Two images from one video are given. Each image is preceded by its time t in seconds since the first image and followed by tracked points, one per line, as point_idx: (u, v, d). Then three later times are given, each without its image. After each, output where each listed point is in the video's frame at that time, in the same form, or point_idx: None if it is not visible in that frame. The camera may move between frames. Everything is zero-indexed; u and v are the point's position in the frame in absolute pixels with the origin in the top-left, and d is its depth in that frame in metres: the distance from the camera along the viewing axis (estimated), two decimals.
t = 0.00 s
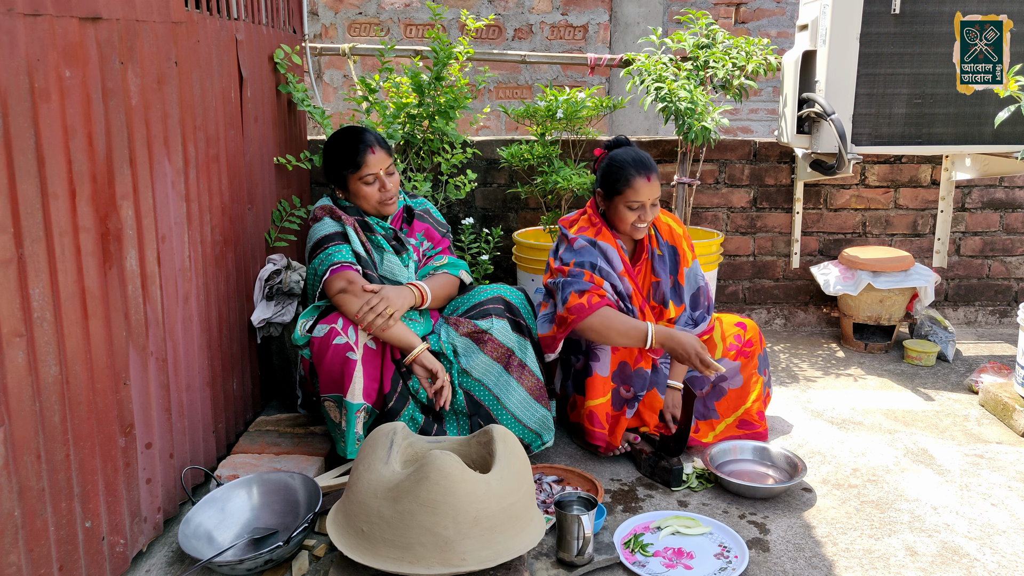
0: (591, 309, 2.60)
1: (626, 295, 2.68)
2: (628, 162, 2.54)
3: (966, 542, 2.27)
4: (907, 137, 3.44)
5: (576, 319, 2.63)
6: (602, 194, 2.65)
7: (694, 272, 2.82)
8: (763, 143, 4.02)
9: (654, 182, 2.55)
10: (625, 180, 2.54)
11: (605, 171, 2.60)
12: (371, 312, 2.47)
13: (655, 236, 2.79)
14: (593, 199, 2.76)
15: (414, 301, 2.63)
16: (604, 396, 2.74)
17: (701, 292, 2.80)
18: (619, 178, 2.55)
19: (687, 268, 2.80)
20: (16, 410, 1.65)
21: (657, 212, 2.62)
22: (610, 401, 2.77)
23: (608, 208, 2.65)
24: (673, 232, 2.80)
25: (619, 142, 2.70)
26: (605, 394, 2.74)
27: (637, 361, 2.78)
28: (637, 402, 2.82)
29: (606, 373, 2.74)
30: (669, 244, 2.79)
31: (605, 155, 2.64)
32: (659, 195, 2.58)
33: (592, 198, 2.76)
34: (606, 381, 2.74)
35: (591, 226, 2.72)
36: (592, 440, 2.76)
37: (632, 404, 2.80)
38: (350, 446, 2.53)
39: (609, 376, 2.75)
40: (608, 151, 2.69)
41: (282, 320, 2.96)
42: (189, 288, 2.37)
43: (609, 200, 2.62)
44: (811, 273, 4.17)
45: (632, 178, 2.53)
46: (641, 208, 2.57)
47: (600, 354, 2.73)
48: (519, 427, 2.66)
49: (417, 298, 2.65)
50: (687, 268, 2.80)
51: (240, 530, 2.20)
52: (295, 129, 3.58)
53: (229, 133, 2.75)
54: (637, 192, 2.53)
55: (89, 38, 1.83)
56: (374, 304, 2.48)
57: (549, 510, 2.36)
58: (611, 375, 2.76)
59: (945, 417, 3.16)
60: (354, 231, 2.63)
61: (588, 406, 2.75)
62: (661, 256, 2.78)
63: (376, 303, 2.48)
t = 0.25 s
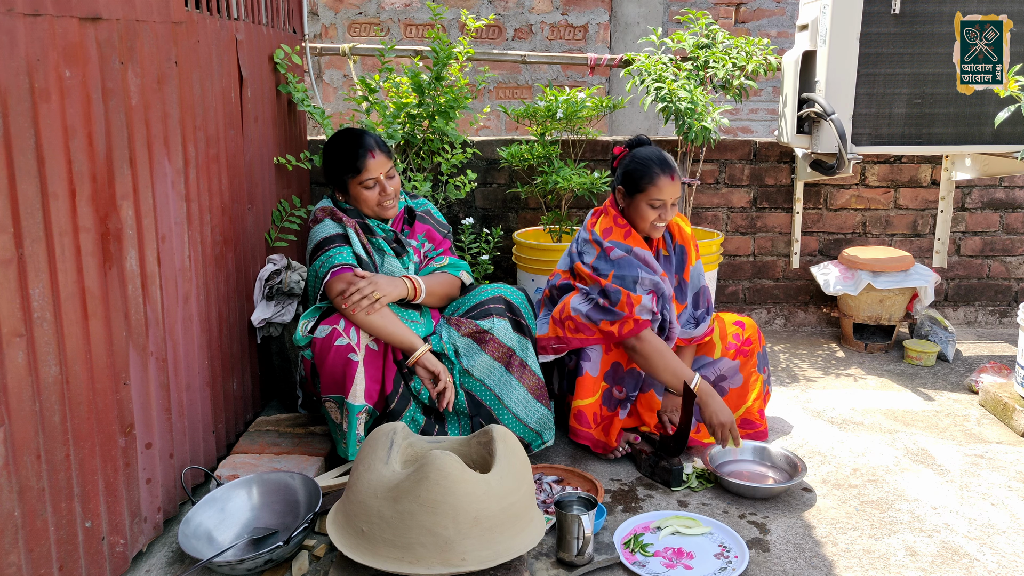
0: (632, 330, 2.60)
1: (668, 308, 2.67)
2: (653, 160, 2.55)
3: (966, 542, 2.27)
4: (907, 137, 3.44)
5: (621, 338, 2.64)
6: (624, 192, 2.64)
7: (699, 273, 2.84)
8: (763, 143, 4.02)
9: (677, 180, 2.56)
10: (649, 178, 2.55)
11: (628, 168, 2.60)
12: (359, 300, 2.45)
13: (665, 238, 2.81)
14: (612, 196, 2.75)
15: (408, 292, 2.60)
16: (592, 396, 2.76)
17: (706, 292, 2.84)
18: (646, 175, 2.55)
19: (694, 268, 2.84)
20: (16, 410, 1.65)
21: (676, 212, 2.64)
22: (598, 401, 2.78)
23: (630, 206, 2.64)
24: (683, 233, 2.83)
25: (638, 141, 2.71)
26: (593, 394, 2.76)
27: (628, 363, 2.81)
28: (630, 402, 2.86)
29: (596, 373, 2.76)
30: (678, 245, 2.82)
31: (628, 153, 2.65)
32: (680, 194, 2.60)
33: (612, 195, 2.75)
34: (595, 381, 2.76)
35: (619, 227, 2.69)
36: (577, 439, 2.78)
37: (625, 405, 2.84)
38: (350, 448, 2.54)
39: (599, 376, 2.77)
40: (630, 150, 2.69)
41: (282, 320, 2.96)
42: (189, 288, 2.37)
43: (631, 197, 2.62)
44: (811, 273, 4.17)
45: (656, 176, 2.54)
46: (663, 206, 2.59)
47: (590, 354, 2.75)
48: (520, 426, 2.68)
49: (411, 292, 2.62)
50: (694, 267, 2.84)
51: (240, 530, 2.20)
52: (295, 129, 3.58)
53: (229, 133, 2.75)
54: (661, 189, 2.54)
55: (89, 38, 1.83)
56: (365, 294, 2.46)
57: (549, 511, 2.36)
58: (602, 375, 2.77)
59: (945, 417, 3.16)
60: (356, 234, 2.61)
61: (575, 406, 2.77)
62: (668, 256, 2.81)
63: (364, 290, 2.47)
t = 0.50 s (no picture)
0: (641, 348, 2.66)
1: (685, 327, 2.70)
2: (675, 168, 2.55)
3: (966, 542, 2.27)
4: (907, 137, 3.44)
5: (633, 354, 2.73)
6: (645, 199, 2.63)
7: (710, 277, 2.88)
8: (763, 143, 4.02)
9: (699, 188, 2.55)
10: (672, 186, 2.54)
11: (651, 174, 2.59)
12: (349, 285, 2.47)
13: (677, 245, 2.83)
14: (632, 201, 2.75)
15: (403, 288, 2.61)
16: (592, 396, 2.75)
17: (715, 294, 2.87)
18: (669, 183, 2.54)
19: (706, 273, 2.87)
20: (16, 410, 1.65)
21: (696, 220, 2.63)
22: (599, 402, 2.78)
23: (650, 214, 2.64)
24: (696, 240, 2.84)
25: (662, 147, 2.69)
26: (594, 394, 2.76)
27: (630, 363, 2.80)
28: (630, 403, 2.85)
29: (598, 373, 2.76)
30: (690, 250, 2.84)
31: (651, 160, 2.63)
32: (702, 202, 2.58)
33: (630, 202, 2.75)
34: (597, 381, 2.76)
35: (635, 243, 2.72)
36: (577, 439, 2.78)
37: (625, 405, 2.83)
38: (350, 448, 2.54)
39: (601, 376, 2.77)
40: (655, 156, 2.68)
41: (282, 320, 2.96)
42: (189, 288, 2.37)
43: (652, 204, 2.61)
44: (811, 273, 4.17)
45: (680, 184, 2.53)
46: (685, 214, 2.57)
47: (593, 354, 2.75)
48: (523, 420, 2.69)
49: (404, 286, 2.61)
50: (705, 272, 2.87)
51: (240, 530, 2.20)
52: (295, 129, 3.58)
53: (229, 133, 2.75)
54: (684, 197, 2.53)
55: (89, 38, 1.83)
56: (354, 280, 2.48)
57: (550, 510, 2.36)
58: (603, 375, 2.78)
59: (945, 417, 3.15)
60: (357, 233, 2.62)
61: (575, 406, 2.77)
62: (679, 263, 2.83)
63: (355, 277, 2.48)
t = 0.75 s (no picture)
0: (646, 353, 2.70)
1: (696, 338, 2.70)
2: (688, 176, 2.54)
3: (966, 542, 2.27)
4: (907, 137, 3.44)
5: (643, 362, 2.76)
6: (658, 206, 2.62)
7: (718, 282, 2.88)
8: (763, 143, 4.02)
9: (712, 196, 2.54)
10: (685, 194, 2.53)
11: (664, 181, 2.58)
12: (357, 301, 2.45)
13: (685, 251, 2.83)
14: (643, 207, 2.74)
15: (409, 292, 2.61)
16: (593, 399, 2.75)
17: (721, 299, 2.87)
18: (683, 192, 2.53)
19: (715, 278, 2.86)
20: (16, 410, 1.65)
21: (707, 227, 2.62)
22: (600, 404, 2.78)
23: (663, 221, 2.63)
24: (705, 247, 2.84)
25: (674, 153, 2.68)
26: (595, 396, 2.76)
27: (632, 366, 2.80)
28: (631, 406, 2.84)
29: (600, 375, 2.76)
30: (698, 255, 2.84)
31: (664, 167, 2.62)
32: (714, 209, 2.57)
33: (641, 208, 2.74)
34: (599, 383, 2.76)
35: (647, 252, 2.71)
36: (578, 440, 2.78)
37: (625, 407, 2.83)
38: (351, 446, 2.53)
39: (602, 379, 2.77)
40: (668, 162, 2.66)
41: (282, 320, 2.96)
42: (190, 288, 2.37)
43: (665, 211, 2.60)
44: (811, 273, 4.17)
45: (693, 190, 2.52)
46: (697, 221, 2.56)
47: (594, 356, 2.75)
48: (524, 417, 2.69)
49: (410, 291, 2.61)
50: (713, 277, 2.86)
51: (240, 530, 2.20)
52: (295, 128, 3.58)
53: (229, 133, 2.75)
54: (697, 206, 2.52)
55: (89, 38, 1.83)
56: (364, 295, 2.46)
57: (550, 510, 2.36)
58: (604, 378, 2.77)
59: (945, 417, 3.16)
60: (355, 232, 2.62)
61: (577, 408, 2.77)
62: (687, 268, 2.83)
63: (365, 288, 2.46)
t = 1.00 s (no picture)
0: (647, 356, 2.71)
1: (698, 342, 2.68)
2: (694, 179, 2.53)
3: (966, 542, 2.27)
4: (907, 137, 3.44)
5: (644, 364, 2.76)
6: (663, 208, 2.62)
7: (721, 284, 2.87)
8: (763, 143, 4.02)
9: (717, 200, 2.53)
10: (691, 197, 2.52)
11: (669, 184, 2.57)
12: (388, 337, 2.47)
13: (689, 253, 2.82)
14: (647, 209, 2.73)
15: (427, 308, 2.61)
16: (595, 400, 2.75)
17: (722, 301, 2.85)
18: (689, 196, 2.52)
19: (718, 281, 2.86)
20: (16, 410, 1.65)
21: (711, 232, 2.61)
22: (600, 404, 2.78)
23: (667, 224, 2.62)
24: (709, 249, 2.83)
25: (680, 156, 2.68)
26: (596, 398, 2.76)
27: (633, 367, 2.80)
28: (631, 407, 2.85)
29: (601, 376, 2.76)
30: (701, 258, 2.83)
31: (669, 170, 2.61)
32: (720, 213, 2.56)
33: (646, 211, 2.73)
34: (600, 385, 2.76)
35: (650, 255, 2.70)
36: (578, 441, 2.79)
37: (626, 408, 2.84)
38: (352, 444, 2.50)
39: (604, 380, 2.77)
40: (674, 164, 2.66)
41: (282, 320, 2.95)
42: (190, 288, 2.38)
43: (670, 215, 2.59)
44: (811, 273, 4.17)
45: (699, 195, 2.51)
46: (703, 225, 2.55)
47: (596, 357, 2.75)
48: (523, 415, 2.69)
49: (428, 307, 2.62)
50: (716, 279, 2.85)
51: (240, 530, 2.20)
52: (295, 128, 3.58)
53: (229, 133, 2.75)
54: (703, 210, 2.51)
55: (89, 38, 1.83)
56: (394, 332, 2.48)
57: (550, 510, 2.36)
58: (605, 379, 2.77)
59: (945, 417, 3.15)
60: (353, 229, 2.62)
61: (578, 409, 2.77)
62: (690, 270, 2.83)
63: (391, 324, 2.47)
